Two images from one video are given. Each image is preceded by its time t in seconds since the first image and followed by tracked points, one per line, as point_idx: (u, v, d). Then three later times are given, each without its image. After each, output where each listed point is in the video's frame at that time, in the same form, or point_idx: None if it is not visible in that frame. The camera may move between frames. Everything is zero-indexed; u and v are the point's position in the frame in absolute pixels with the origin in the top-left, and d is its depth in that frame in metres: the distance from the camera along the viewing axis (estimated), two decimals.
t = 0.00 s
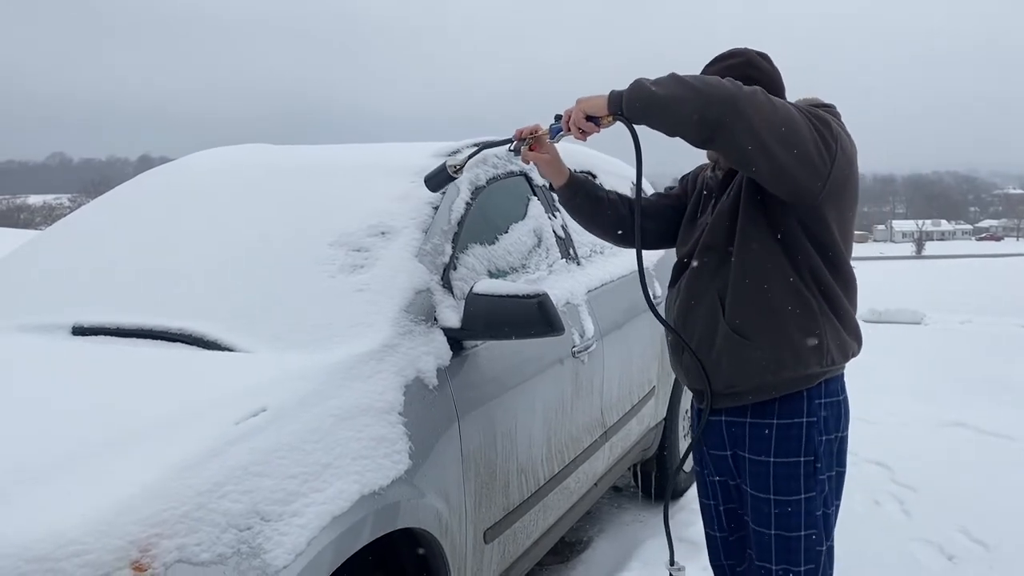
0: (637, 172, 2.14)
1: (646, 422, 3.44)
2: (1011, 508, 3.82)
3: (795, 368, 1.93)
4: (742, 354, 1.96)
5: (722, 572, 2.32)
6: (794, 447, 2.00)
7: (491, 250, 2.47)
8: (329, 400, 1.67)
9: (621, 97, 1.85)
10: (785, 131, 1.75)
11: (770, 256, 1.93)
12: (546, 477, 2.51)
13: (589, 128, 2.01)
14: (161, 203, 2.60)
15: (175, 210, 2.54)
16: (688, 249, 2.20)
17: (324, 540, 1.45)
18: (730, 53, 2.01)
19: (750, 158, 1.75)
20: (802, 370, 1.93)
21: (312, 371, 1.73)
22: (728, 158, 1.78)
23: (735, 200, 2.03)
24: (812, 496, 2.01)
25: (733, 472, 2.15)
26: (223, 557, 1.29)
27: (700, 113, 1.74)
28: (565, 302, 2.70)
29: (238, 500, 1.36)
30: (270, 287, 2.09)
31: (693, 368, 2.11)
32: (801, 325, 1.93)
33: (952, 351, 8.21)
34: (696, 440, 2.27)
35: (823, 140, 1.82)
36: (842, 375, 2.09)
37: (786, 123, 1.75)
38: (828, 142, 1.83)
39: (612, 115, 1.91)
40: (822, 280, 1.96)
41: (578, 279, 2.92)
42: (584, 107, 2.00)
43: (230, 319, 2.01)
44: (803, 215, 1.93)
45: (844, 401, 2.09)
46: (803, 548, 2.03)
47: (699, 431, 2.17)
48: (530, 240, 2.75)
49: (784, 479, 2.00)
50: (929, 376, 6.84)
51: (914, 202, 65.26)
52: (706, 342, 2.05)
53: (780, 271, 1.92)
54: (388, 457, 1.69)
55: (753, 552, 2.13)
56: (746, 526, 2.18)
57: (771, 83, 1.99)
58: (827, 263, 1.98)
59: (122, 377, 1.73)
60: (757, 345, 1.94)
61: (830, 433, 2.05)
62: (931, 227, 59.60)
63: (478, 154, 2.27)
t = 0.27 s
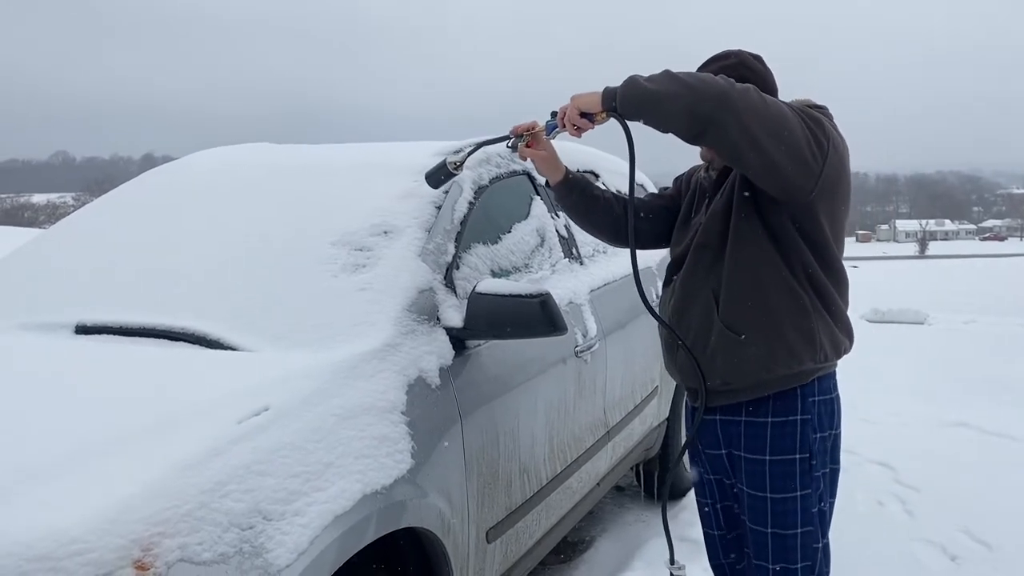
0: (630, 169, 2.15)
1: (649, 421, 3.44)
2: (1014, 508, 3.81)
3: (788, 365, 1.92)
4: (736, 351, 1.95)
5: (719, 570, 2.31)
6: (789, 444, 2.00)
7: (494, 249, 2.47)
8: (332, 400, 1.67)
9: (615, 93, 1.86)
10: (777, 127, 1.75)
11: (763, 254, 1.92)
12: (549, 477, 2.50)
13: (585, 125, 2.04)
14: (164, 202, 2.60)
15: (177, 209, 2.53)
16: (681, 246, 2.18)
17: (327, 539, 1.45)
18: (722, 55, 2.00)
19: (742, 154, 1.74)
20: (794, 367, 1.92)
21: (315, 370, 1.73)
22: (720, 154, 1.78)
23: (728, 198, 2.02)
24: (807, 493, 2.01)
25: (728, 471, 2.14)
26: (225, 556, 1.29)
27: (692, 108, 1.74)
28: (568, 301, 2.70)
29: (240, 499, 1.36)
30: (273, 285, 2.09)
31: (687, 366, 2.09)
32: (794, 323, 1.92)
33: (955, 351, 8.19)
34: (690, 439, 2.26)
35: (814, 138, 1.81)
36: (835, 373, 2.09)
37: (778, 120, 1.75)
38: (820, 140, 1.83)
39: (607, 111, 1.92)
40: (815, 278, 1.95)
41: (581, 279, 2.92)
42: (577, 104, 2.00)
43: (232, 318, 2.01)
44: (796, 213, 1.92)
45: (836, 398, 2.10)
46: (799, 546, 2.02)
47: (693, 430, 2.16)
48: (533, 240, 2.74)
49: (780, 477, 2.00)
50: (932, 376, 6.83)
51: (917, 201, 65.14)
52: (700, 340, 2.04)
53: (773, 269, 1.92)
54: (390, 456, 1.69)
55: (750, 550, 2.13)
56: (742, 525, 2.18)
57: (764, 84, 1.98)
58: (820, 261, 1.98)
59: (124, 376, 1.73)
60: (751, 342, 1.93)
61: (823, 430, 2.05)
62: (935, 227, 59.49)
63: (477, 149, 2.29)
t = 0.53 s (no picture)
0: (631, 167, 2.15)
1: (651, 421, 3.44)
2: (1017, 508, 3.80)
3: (785, 365, 1.92)
4: (734, 351, 1.95)
5: (717, 570, 2.31)
6: (784, 443, 1.99)
7: (497, 248, 2.47)
8: (333, 398, 1.67)
9: (618, 90, 1.85)
10: (778, 127, 1.75)
11: (762, 253, 1.92)
12: (550, 476, 2.50)
13: (587, 122, 2.03)
14: (166, 201, 2.60)
15: (180, 208, 2.54)
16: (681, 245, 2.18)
17: (328, 538, 1.45)
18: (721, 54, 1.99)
19: (742, 152, 1.74)
20: (792, 366, 1.92)
21: (318, 369, 1.74)
22: (720, 153, 1.78)
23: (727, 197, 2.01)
24: (803, 492, 2.00)
25: (724, 470, 2.14)
26: (226, 555, 1.29)
27: (694, 106, 1.74)
28: (570, 300, 2.70)
29: (241, 498, 1.36)
30: (275, 284, 2.09)
31: (685, 364, 2.09)
32: (792, 323, 1.92)
33: (958, 351, 8.18)
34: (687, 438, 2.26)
35: (812, 138, 1.81)
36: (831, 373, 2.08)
37: (779, 119, 1.75)
38: (819, 141, 1.82)
39: (608, 108, 1.91)
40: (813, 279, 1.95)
41: (583, 278, 2.91)
42: (579, 101, 2.00)
43: (234, 317, 2.01)
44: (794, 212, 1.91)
45: (832, 397, 2.09)
46: (796, 544, 2.02)
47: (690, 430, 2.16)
48: (535, 239, 2.74)
49: (776, 476, 2.00)
50: (934, 376, 6.82)
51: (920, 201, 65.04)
52: (698, 339, 2.04)
53: (771, 269, 1.91)
54: (392, 455, 1.69)
55: (747, 549, 2.12)
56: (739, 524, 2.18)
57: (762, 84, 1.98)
58: (818, 262, 1.97)
59: (126, 374, 1.73)
60: (749, 342, 1.93)
61: (819, 429, 2.05)
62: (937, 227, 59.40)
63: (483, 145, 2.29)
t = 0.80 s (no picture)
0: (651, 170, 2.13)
1: (652, 421, 3.44)
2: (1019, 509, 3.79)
3: (792, 367, 1.91)
4: (740, 352, 1.94)
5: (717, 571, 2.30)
6: (787, 444, 1.99)
7: (498, 247, 2.46)
8: (335, 397, 1.67)
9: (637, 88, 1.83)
10: (799, 127, 1.75)
11: (770, 254, 1.91)
12: (551, 476, 2.50)
13: (605, 123, 1.99)
14: (168, 200, 2.60)
15: (181, 207, 2.54)
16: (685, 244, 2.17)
17: (330, 537, 1.45)
18: (726, 53, 1.99)
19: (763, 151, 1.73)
20: (798, 369, 1.92)
21: (320, 368, 1.73)
22: (742, 152, 1.76)
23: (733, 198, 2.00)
24: (805, 493, 2.00)
25: (725, 471, 2.14)
26: (228, 554, 1.29)
27: (720, 105, 1.72)
28: (572, 300, 2.70)
29: (243, 497, 1.36)
30: (277, 283, 2.09)
31: (688, 364, 2.08)
32: (799, 325, 1.91)
33: (959, 351, 8.17)
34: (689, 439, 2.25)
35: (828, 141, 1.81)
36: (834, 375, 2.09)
37: (800, 119, 1.75)
38: (832, 143, 1.83)
39: (628, 108, 1.88)
40: (820, 281, 1.94)
41: (585, 278, 2.91)
42: (598, 102, 1.96)
43: (236, 316, 2.01)
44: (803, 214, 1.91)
45: (835, 399, 2.10)
46: (798, 545, 2.02)
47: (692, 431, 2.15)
48: (537, 238, 2.74)
49: (779, 477, 2.00)
50: (936, 376, 6.81)
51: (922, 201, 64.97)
52: (703, 339, 2.03)
53: (779, 270, 1.90)
54: (393, 454, 1.69)
55: (748, 550, 2.12)
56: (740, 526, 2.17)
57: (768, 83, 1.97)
58: (825, 265, 1.97)
59: (128, 373, 1.73)
60: (755, 343, 1.92)
61: (822, 430, 2.05)
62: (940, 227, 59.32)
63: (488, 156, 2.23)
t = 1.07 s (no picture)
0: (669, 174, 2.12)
1: (653, 421, 3.43)
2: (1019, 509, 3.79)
3: (806, 372, 1.91)
4: (752, 356, 1.93)
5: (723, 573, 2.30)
6: (797, 447, 1.99)
7: (499, 247, 2.46)
8: (336, 397, 1.67)
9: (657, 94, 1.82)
10: (821, 130, 1.74)
11: (784, 258, 1.89)
12: (553, 476, 2.50)
13: (625, 131, 1.95)
14: (169, 199, 2.61)
15: (181, 206, 2.54)
16: (694, 245, 2.15)
17: (331, 537, 1.44)
18: (728, 53, 1.98)
19: (790, 155, 1.72)
20: (813, 373, 1.91)
21: (321, 368, 1.73)
22: (767, 156, 1.75)
23: (744, 199, 1.97)
24: (815, 496, 2.00)
25: (733, 474, 2.14)
26: (229, 553, 1.29)
27: (746, 110, 1.71)
28: (573, 300, 2.69)
29: (244, 496, 1.36)
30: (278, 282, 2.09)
31: (699, 367, 2.07)
32: (813, 330, 1.90)
33: (959, 351, 8.16)
34: (696, 441, 2.25)
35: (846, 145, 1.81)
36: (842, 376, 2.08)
37: (823, 122, 1.74)
38: (848, 147, 1.83)
39: (648, 115, 1.86)
40: (835, 285, 1.93)
41: (586, 277, 2.91)
42: (617, 109, 1.92)
43: (236, 315, 2.01)
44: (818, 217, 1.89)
45: (844, 400, 2.09)
46: (806, 548, 2.01)
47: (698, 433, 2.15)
48: (538, 238, 2.74)
49: (788, 479, 1.99)
50: (936, 377, 6.81)
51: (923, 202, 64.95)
52: (714, 343, 2.01)
53: (794, 273, 1.89)
54: (394, 454, 1.69)
55: (755, 553, 2.12)
56: (748, 528, 2.17)
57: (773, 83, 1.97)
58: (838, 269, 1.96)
59: (128, 372, 1.73)
60: (768, 348, 1.91)
61: (831, 432, 2.04)
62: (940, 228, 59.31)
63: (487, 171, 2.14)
